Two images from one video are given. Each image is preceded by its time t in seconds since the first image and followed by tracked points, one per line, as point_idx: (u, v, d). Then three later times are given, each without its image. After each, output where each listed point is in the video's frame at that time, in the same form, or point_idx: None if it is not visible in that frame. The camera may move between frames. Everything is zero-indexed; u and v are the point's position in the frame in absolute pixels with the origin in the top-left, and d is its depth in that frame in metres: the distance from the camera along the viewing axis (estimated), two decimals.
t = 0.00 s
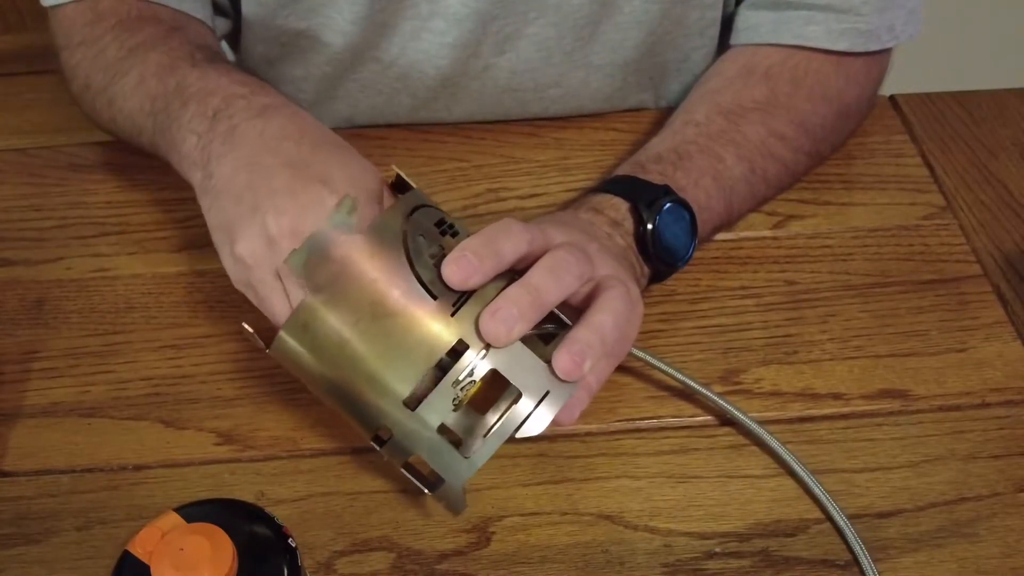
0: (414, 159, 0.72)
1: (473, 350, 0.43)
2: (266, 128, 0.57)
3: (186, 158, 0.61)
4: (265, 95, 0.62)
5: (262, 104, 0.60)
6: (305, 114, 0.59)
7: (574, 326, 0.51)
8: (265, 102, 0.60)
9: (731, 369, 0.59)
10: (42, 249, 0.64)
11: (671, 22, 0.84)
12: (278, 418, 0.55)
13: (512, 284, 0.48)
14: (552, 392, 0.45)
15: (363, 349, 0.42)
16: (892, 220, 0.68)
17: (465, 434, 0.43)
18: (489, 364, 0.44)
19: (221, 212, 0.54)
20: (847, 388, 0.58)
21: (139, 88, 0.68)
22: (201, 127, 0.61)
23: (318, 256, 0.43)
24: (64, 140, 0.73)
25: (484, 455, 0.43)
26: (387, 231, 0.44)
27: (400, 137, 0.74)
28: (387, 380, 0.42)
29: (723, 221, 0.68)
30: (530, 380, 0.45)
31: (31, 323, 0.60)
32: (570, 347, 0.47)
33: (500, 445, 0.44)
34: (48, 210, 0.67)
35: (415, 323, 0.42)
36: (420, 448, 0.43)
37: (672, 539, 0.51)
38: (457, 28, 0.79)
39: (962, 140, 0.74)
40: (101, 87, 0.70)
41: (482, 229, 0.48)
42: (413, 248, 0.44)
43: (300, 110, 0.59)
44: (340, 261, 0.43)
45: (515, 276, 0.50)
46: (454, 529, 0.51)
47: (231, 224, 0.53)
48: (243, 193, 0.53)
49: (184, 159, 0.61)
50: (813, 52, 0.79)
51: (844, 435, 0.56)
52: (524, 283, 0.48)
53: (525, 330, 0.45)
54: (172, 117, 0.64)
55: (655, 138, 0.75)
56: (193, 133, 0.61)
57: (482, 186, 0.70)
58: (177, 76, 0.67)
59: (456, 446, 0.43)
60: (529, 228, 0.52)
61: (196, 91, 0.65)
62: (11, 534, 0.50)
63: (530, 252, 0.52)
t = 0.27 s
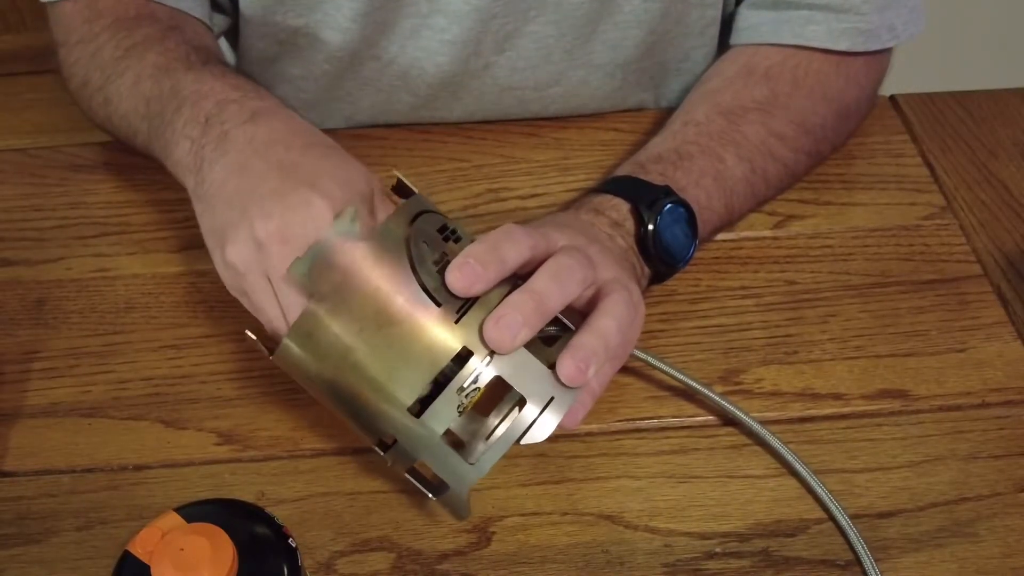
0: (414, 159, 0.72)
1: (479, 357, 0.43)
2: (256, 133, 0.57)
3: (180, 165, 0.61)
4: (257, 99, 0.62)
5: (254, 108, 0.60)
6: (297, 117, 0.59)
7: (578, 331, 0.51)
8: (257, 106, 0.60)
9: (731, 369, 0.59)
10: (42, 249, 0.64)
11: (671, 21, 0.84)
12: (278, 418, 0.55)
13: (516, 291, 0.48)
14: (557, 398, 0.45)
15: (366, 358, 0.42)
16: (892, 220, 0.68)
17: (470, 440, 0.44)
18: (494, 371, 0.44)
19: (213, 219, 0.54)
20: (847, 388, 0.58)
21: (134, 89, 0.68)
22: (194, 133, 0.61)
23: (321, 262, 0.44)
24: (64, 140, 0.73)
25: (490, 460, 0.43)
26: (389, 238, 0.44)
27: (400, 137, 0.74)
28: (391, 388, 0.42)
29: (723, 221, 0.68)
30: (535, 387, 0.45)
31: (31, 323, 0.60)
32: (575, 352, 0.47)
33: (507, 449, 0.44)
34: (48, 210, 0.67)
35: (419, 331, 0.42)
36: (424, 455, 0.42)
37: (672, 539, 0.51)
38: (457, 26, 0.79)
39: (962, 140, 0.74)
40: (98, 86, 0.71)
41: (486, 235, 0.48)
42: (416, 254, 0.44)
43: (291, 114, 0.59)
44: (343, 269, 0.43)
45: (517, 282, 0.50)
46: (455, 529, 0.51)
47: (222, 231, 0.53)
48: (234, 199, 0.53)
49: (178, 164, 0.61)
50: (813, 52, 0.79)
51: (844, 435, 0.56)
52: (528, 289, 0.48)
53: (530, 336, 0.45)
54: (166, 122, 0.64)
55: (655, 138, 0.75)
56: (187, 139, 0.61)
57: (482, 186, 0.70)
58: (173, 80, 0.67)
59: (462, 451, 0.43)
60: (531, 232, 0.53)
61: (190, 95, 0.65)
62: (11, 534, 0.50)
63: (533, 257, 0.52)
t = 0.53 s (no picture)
0: (414, 159, 0.72)
1: (485, 362, 0.44)
2: (256, 137, 0.57)
3: (183, 169, 0.61)
4: (256, 101, 0.62)
5: (253, 111, 0.60)
6: (294, 118, 0.58)
7: (583, 335, 0.51)
8: (256, 109, 0.60)
9: (732, 369, 0.59)
10: (42, 249, 0.64)
11: (671, 21, 0.84)
12: (278, 419, 0.55)
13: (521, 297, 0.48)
14: (562, 403, 0.46)
15: (373, 364, 0.42)
16: (892, 220, 0.68)
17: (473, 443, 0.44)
18: (500, 376, 0.44)
19: (214, 225, 0.54)
20: (847, 388, 0.58)
21: (137, 92, 0.68)
22: (194, 138, 0.61)
23: (328, 268, 0.42)
24: (64, 140, 0.73)
25: (495, 466, 0.44)
26: (396, 244, 0.43)
27: (400, 137, 0.74)
28: (398, 394, 0.42)
29: (723, 221, 0.68)
30: (540, 392, 0.45)
31: (31, 323, 0.60)
32: (580, 357, 0.48)
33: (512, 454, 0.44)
34: (48, 210, 0.67)
35: (425, 336, 0.42)
36: (430, 460, 0.43)
37: (672, 539, 0.51)
38: (457, 26, 0.79)
39: (962, 140, 0.74)
40: (101, 88, 0.71)
41: (491, 240, 0.48)
42: (422, 259, 0.43)
43: (290, 116, 0.59)
44: (349, 275, 0.42)
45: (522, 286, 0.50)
46: (455, 529, 0.51)
47: (223, 237, 0.53)
48: (235, 204, 0.53)
49: (181, 168, 0.61)
50: (813, 52, 0.79)
51: (843, 435, 0.56)
52: (534, 294, 0.48)
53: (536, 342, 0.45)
54: (168, 125, 0.64)
55: (656, 138, 0.75)
56: (188, 143, 0.61)
57: (482, 186, 0.70)
58: (173, 83, 0.67)
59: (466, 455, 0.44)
60: (537, 237, 0.53)
61: (191, 99, 0.65)
62: (11, 534, 0.50)
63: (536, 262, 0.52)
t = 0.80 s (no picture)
0: (414, 159, 0.72)
1: (490, 365, 0.44)
2: (260, 140, 0.57)
3: (186, 171, 0.61)
4: (261, 103, 0.62)
5: (258, 113, 0.60)
6: (299, 121, 0.58)
7: (587, 337, 0.51)
8: (261, 111, 0.60)
9: (732, 369, 0.59)
10: (42, 249, 0.64)
11: (671, 21, 0.84)
12: (279, 419, 0.55)
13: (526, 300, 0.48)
14: (568, 406, 0.46)
15: (378, 369, 0.42)
16: (892, 220, 0.68)
17: (479, 447, 0.44)
18: (506, 379, 0.44)
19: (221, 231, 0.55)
20: (847, 388, 0.58)
21: (139, 93, 0.68)
22: (199, 139, 0.61)
23: (333, 274, 0.42)
24: (64, 140, 0.73)
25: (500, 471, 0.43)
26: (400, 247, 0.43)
27: (400, 137, 0.74)
28: (403, 399, 0.42)
29: (724, 221, 0.68)
30: (546, 395, 0.45)
31: (31, 323, 0.60)
32: (586, 359, 0.48)
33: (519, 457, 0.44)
34: (48, 210, 0.67)
35: (429, 340, 0.42)
36: (436, 464, 0.43)
37: (673, 539, 0.51)
38: (457, 26, 0.79)
39: (962, 140, 0.74)
40: (103, 89, 0.70)
41: (495, 244, 0.49)
42: (426, 262, 0.44)
43: (294, 118, 0.59)
44: (353, 280, 0.42)
45: (526, 289, 0.50)
46: (455, 529, 0.51)
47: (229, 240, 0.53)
48: (240, 208, 0.53)
49: (184, 170, 0.61)
50: (813, 52, 0.79)
51: (843, 435, 0.56)
52: (539, 296, 0.48)
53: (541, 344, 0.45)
54: (172, 128, 0.64)
55: (656, 138, 0.75)
56: (192, 145, 0.61)
57: (482, 186, 0.70)
58: (177, 85, 0.67)
59: (472, 459, 0.44)
60: (541, 239, 0.53)
61: (195, 101, 0.65)
62: (11, 534, 0.50)
63: (540, 264, 0.51)
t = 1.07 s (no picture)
0: (414, 159, 0.72)
1: (490, 366, 0.44)
2: (264, 141, 0.57)
3: (190, 173, 0.61)
4: (264, 105, 0.62)
5: (261, 115, 0.60)
6: (303, 123, 0.59)
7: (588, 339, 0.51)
8: (264, 113, 0.60)
9: (732, 369, 0.59)
10: (42, 250, 0.64)
11: (671, 21, 0.84)
12: (279, 419, 0.55)
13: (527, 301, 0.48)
14: (568, 408, 0.46)
15: (378, 367, 0.42)
16: (892, 220, 0.68)
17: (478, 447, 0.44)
18: (505, 381, 0.44)
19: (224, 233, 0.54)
20: (847, 388, 0.58)
21: (143, 95, 0.68)
22: (203, 141, 0.61)
23: (334, 271, 0.42)
24: (64, 140, 0.73)
25: (497, 472, 0.43)
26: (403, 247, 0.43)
27: (400, 136, 0.74)
28: (402, 398, 0.42)
29: (724, 221, 0.68)
30: (546, 397, 0.45)
31: (31, 323, 0.60)
32: (586, 361, 0.48)
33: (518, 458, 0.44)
34: (48, 210, 0.67)
35: (430, 339, 0.42)
36: (434, 463, 0.43)
37: (673, 540, 0.50)
38: (457, 26, 0.79)
39: (962, 140, 0.74)
40: (105, 91, 0.70)
41: (497, 244, 0.49)
42: (429, 263, 0.43)
43: (297, 120, 0.59)
44: (355, 278, 0.42)
45: (528, 289, 0.50)
46: (455, 529, 0.51)
47: (234, 242, 0.53)
48: (244, 210, 0.53)
49: (188, 173, 0.61)
50: (813, 52, 0.79)
51: (843, 435, 0.56)
52: (540, 297, 0.48)
53: (542, 345, 0.45)
54: (175, 130, 0.64)
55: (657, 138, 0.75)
56: (195, 148, 0.61)
57: (482, 186, 0.70)
58: (179, 87, 0.67)
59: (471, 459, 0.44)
60: (542, 240, 0.53)
61: (198, 103, 0.65)
62: (11, 534, 0.50)
63: (541, 265, 0.51)
